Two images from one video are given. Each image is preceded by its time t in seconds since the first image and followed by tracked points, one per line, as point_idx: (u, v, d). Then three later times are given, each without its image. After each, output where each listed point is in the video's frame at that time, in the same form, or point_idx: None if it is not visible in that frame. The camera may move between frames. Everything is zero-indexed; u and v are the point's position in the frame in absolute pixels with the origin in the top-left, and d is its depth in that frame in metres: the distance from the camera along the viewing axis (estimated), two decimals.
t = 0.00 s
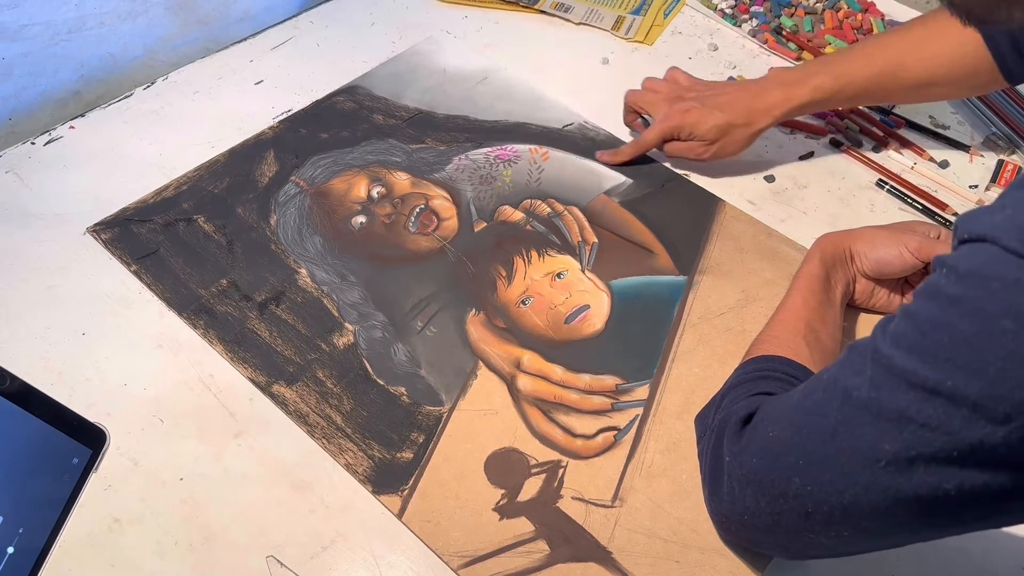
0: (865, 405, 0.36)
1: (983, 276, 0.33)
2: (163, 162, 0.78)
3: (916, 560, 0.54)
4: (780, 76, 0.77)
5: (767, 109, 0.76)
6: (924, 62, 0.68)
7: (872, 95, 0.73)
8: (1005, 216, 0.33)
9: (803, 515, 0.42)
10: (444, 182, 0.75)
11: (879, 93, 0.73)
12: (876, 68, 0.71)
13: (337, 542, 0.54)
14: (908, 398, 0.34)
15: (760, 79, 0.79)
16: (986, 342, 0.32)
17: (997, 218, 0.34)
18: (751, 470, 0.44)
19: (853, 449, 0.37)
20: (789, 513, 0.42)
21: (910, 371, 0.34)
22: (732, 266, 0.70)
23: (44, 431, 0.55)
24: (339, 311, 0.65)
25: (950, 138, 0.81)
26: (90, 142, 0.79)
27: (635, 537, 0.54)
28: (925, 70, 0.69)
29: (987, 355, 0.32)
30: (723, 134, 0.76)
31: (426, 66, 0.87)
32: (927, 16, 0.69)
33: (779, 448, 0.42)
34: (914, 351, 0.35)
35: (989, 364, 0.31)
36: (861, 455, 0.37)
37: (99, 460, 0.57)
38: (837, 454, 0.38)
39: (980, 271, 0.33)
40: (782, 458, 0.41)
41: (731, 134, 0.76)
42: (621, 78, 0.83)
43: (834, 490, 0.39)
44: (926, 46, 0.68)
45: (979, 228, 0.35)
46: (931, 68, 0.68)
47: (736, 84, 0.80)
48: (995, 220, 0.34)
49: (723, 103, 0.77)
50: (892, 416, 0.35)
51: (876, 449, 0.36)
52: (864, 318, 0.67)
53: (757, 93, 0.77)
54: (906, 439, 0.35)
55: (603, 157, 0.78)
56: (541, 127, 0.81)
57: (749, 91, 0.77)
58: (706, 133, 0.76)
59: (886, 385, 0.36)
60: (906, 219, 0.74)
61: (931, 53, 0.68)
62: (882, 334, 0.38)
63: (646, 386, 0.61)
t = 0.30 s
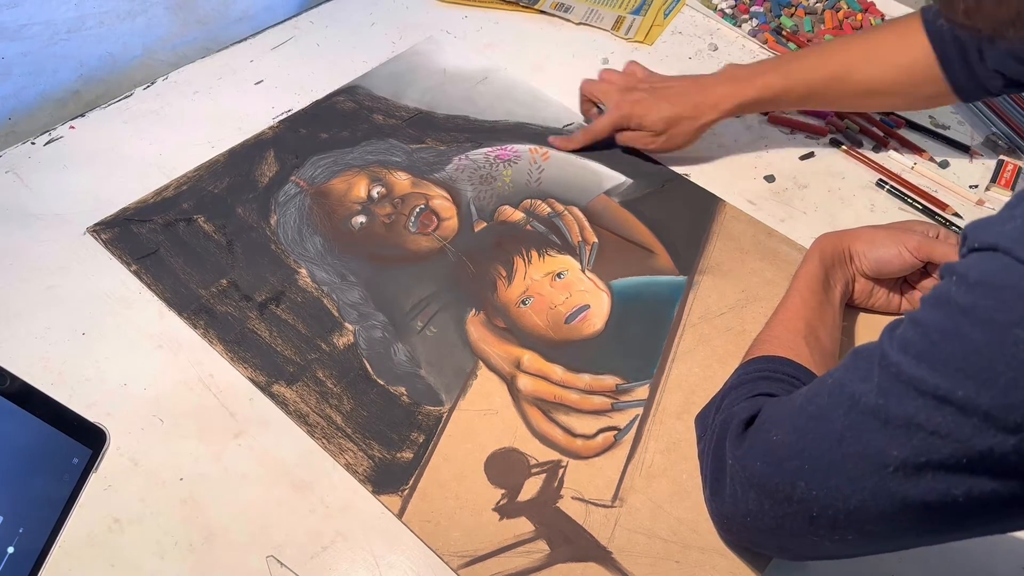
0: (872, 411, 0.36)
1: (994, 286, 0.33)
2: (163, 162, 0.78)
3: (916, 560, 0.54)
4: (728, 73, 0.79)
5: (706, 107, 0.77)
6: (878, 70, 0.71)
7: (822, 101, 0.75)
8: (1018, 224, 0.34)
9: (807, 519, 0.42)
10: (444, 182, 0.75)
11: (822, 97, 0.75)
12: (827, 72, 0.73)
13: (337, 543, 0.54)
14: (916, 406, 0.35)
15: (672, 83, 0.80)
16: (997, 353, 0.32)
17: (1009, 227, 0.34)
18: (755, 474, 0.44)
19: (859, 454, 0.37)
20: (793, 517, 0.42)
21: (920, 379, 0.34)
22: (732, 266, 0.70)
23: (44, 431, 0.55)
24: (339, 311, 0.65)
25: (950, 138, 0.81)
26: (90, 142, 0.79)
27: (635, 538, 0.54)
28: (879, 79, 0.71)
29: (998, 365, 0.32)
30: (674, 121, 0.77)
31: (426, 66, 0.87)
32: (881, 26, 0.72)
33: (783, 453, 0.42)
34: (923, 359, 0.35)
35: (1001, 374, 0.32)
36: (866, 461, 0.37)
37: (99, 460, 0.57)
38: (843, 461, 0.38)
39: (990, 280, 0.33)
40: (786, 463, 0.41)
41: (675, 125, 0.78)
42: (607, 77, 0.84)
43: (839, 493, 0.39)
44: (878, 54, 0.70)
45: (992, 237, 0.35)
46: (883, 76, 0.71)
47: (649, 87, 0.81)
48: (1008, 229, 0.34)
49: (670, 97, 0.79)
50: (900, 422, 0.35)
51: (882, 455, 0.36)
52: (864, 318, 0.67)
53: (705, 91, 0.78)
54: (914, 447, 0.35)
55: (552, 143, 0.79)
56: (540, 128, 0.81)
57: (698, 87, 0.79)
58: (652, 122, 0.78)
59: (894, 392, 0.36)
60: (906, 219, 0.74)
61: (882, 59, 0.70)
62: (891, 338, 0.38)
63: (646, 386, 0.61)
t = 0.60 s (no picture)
0: (856, 412, 0.36)
1: (968, 287, 0.32)
2: (163, 162, 0.78)
3: (916, 560, 0.54)
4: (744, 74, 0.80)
5: (727, 108, 0.78)
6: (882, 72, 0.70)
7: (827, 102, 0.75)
8: (990, 226, 0.33)
9: (799, 519, 0.42)
10: (444, 182, 0.75)
11: (831, 98, 0.75)
12: (836, 74, 0.73)
13: (337, 543, 0.54)
14: (895, 408, 0.35)
15: (683, 90, 0.82)
16: (973, 355, 0.32)
17: (981, 229, 0.34)
18: (747, 474, 0.44)
19: (846, 455, 0.37)
20: (786, 516, 0.42)
21: (899, 382, 0.34)
22: (732, 266, 0.70)
23: (44, 431, 0.55)
24: (339, 311, 0.65)
25: (950, 138, 0.81)
26: (90, 142, 0.79)
27: (635, 538, 0.54)
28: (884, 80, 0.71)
29: (975, 366, 0.32)
30: (689, 124, 0.78)
31: (427, 66, 0.87)
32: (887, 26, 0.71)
33: (773, 453, 0.42)
34: (901, 361, 0.34)
35: (979, 375, 0.31)
36: (853, 461, 0.37)
37: (99, 460, 0.57)
38: (829, 462, 0.38)
39: (964, 282, 0.33)
40: (776, 463, 0.41)
41: (684, 129, 0.78)
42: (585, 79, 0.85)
43: (827, 493, 0.39)
44: (863, 60, 0.71)
45: (964, 238, 0.34)
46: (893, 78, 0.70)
47: (660, 90, 0.82)
48: (979, 231, 0.34)
49: (687, 101, 0.80)
50: (884, 423, 0.35)
51: (868, 455, 0.36)
52: (864, 318, 0.66)
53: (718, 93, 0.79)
54: (898, 447, 0.35)
55: (562, 135, 0.80)
56: (541, 129, 0.81)
57: (716, 90, 0.80)
58: (668, 122, 0.79)
59: (875, 395, 0.35)
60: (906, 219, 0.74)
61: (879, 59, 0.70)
62: (870, 339, 0.38)
63: (646, 386, 0.61)
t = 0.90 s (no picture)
0: (812, 412, 0.38)
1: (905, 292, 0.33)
2: (163, 162, 0.78)
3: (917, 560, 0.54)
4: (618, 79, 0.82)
5: (603, 109, 0.79)
6: (760, 75, 0.75)
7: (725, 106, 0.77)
8: (915, 226, 0.34)
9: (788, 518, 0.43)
10: (444, 182, 0.75)
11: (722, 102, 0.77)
12: (710, 78, 0.77)
13: (337, 542, 0.54)
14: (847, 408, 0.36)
15: (551, 95, 0.82)
16: (906, 355, 0.33)
17: (905, 228, 0.35)
18: (732, 474, 0.45)
19: (806, 455, 0.39)
20: (762, 513, 0.44)
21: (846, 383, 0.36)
22: (732, 266, 0.70)
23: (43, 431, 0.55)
24: (339, 311, 0.65)
25: (951, 138, 0.81)
26: (90, 143, 0.79)
27: (635, 538, 0.54)
28: (746, 83, 0.76)
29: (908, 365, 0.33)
30: (565, 126, 0.78)
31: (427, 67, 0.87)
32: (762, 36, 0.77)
33: (746, 454, 0.43)
34: (846, 363, 0.36)
35: (913, 374, 0.33)
36: (812, 461, 0.39)
37: (99, 460, 0.57)
38: (793, 461, 0.40)
39: (899, 281, 0.34)
40: (751, 462, 0.43)
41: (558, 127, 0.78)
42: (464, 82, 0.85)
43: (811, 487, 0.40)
44: (746, 66, 0.76)
45: (890, 238, 0.36)
46: (760, 80, 0.75)
47: (532, 95, 0.83)
48: (905, 230, 0.35)
49: (575, 102, 0.80)
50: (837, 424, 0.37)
51: (824, 455, 0.38)
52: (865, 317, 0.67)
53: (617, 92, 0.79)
54: (851, 445, 0.37)
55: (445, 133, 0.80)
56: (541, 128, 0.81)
57: (585, 94, 0.81)
58: (549, 122, 0.78)
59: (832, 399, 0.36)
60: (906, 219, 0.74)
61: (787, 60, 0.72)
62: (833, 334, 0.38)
63: (646, 386, 0.61)
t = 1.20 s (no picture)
0: (758, 423, 0.40)
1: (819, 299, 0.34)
2: (163, 162, 0.78)
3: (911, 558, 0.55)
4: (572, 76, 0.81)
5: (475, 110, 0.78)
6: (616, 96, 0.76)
7: (563, 120, 0.77)
8: (826, 236, 0.35)
9: (759, 523, 0.44)
10: (444, 182, 0.75)
11: (575, 118, 0.77)
12: (587, 95, 0.77)
13: (337, 542, 0.54)
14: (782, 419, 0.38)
15: (419, 97, 0.81)
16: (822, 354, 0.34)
17: (817, 239, 0.35)
18: (709, 481, 0.46)
19: (760, 464, 0.40)
20: (736, 519, 0.46)
21: (781, 395, 0.37)
22: (732, 266, 0.70)
23: (43, 431, 0.55)
24: (339, 311, 0.65)
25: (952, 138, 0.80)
26: (91, 143, 0.79)
27: (635, 538, 0.54)
28: (610, 103, 0.76)
29: (825, 381, 0.34)
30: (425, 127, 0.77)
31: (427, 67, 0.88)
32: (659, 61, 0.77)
33: (715, 462, 0.45)
34: (781, 370, 0.37)
35: (829, 389, 0.34)
36: (763, 469, 0.40)
37: (99, 460, 0.57)
38: (750, 469, 0.41)
39: (809, 294, 0.35)
40: (718, 470, 0.45)
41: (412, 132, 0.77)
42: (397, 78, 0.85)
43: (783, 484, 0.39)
44: (634, 92, 0.76)
45: (803, 249, 0.36)
46: (636, 103, 0.75)
47: (399, 97, 0.81)
48: (818, 239, 0.35)
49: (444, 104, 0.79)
50: (779, 437, 0.38)
51: (771, 466, 0.40)
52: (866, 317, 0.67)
53: (475, 97, 0.79)
54: (788, 457, 0.38)
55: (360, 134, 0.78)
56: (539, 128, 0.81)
57: (457, 94, 0.80)
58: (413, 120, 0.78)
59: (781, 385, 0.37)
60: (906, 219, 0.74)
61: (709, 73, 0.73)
62: (776, 323, 0.38)
63: (646, 386, 0.61)
